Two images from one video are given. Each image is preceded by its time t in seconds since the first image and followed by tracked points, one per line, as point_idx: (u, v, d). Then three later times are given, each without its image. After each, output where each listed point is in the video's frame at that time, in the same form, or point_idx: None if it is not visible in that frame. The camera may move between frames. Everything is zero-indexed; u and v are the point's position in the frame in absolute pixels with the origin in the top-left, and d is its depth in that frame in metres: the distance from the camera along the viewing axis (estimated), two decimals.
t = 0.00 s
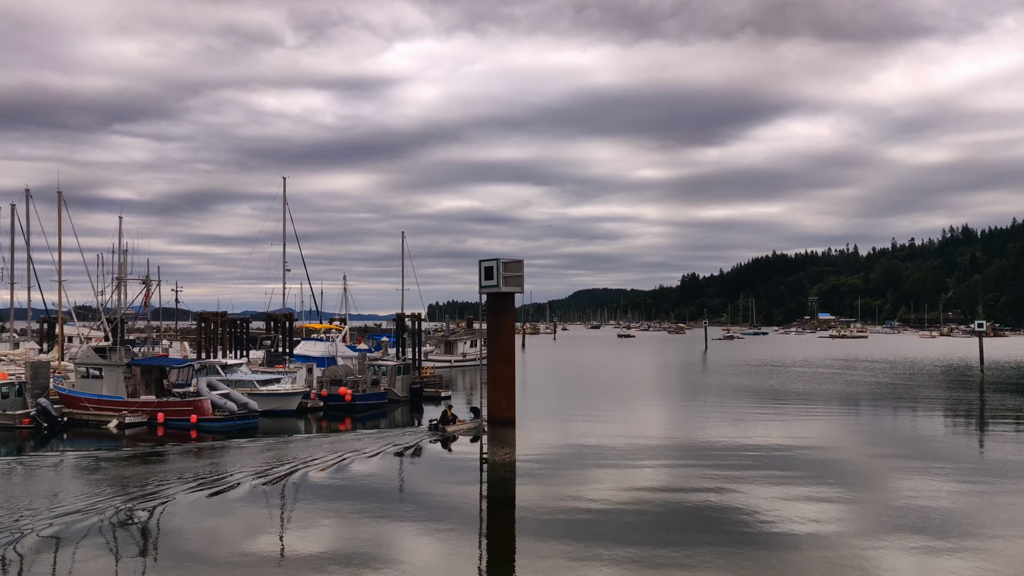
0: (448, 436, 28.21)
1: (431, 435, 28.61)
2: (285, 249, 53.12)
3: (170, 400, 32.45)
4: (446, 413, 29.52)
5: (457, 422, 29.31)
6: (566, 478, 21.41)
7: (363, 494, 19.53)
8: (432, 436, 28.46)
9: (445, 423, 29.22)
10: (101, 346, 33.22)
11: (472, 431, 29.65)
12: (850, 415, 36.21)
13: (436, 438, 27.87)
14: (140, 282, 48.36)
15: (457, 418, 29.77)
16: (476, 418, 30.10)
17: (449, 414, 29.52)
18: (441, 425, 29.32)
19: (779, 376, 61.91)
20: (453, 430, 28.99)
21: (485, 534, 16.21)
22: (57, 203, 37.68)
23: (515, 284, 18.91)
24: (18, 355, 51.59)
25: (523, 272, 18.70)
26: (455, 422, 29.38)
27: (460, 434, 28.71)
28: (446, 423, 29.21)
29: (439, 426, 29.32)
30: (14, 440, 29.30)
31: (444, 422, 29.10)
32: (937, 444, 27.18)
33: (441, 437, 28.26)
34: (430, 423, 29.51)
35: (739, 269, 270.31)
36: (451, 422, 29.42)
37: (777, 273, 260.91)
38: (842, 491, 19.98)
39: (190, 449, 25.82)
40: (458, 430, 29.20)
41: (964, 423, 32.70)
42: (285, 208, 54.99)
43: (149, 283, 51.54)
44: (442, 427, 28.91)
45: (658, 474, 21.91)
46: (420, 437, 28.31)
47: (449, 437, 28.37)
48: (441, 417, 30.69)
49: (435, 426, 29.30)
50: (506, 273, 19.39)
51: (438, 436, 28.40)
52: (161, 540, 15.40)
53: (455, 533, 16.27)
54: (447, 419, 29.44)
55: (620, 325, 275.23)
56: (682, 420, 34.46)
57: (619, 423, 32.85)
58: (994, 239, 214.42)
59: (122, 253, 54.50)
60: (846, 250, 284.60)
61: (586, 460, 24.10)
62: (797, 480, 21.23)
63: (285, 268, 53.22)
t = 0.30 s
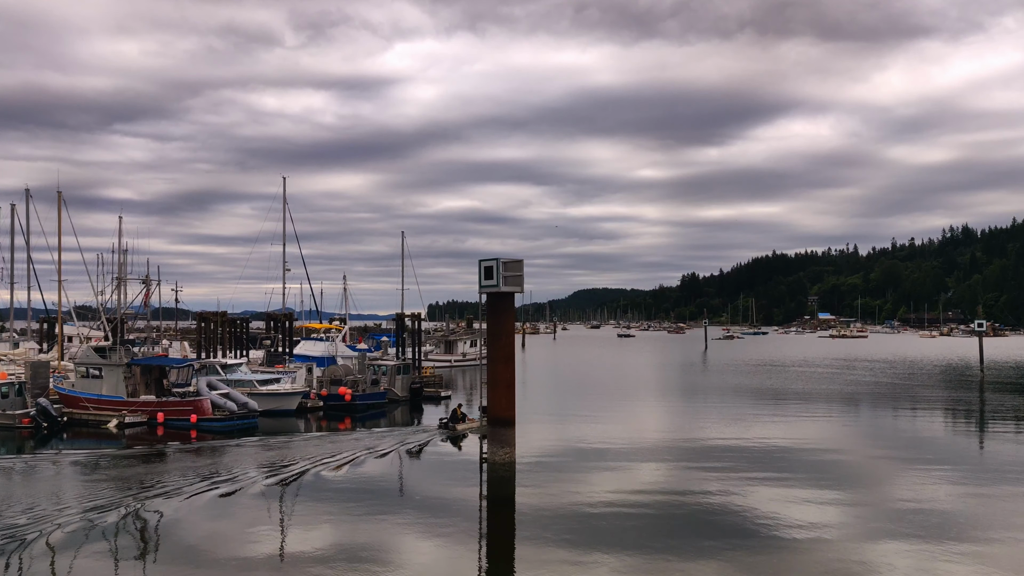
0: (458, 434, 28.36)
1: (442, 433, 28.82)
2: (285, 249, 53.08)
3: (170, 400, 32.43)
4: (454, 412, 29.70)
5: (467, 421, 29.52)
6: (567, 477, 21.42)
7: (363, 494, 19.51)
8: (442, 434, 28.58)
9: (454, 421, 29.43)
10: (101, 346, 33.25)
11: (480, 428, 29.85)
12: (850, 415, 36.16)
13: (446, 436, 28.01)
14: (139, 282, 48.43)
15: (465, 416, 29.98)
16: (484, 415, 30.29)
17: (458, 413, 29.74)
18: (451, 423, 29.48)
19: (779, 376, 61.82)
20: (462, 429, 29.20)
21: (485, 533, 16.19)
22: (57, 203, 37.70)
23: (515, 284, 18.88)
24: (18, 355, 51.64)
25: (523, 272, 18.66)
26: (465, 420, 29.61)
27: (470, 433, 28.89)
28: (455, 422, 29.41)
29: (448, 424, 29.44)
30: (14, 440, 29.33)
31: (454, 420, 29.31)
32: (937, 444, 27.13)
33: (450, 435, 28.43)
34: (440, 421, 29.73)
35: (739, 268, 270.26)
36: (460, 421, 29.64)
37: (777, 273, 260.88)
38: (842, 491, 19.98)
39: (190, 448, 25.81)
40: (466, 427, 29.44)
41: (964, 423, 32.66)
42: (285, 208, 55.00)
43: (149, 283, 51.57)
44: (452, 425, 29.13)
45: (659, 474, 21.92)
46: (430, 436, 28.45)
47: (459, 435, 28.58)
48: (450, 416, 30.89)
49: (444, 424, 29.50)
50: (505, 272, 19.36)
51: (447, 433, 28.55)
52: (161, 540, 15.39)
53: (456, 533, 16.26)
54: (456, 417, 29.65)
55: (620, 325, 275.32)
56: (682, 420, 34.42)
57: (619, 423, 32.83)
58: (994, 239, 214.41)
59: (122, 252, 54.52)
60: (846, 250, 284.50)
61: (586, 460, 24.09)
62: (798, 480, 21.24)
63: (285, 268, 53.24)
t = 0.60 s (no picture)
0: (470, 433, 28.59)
1: (453, 431, 29.06)
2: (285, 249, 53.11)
3: (170, 400, 32.40)
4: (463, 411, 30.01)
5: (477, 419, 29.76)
6: (566, 478, 21.38)
7: (363, 494, 19.47)
8: (446, 434, 28.66)
9: (465, 420, 29.68)
10: (101, 346, 33.26)
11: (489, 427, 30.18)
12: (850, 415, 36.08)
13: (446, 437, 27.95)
14: (139, 282, 48.46)
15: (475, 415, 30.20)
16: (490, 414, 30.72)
17: (469, 411, 29.98)
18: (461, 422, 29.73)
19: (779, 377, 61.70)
20: (473, 428, 29.44)
21: (485, 534, 16.15)
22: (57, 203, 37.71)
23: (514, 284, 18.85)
24: (18, 354, 51.63)
25: (522, 271, 18.61)
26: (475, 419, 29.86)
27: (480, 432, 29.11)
28: (465, 421, 29.64)
29: (459, 423, 29.69)
30: (14, 439, 29.33)
31: (465, 419, 29.56)
32: (936, 444, 27.10)
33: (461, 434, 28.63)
34: (451, 420, 29.98)
35: (739, 268, 270.35)
36: (470, 420, 29.87)
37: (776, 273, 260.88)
38: (841, 491, 19.98)
39: (189, 448, 25.77)
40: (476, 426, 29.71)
41: (964, 423, 32.58)
42: (285, 208, 55.00)
43: (149, 283, 51.58)
44: (463, 423, 29.36)
45: (659, 474, 21.87)
46: (438, 435, 28.56)
47: (469, 433, 28.83)
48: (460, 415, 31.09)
49: (455, 423, 29.75)
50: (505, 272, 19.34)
51: (457, 432, 28.79)
52: (161, 540, 15.33)
53: (456, 533, 16.23)
54: (467, 416, 29.90)
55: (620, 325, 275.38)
56: (681, 420, 34.34)
57: (618, 424, 32.76)
58: (994, 239, 214.33)
59: (122, 252, 54.52)
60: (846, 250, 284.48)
61: (586, 460, 24.06)
62: (799, 480, 21.20)
63: (285, 268, 53.22)
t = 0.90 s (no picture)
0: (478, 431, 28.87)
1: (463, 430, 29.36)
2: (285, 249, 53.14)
3: (170, 399, 32.42)
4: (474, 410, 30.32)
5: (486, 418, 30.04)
6: (566, 478, 21.34)
7: (362, 494, 19.45)
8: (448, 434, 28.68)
9: (475, 418, 29.96)
10: (101, 346, 33.28)
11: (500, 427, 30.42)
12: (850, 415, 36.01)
13: (448, 437, 27.90)
14: (139, 282, 48.49)
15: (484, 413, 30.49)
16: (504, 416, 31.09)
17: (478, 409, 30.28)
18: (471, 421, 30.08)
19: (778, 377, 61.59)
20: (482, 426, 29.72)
21: (484, 534, 16.14)
22: (57, 202, 37.76)
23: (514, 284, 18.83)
24: (18, 354, 51.62)
25: (523, 271, 18.58)
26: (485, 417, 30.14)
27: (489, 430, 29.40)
28: (475, 419, 29.93)
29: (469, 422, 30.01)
30: (15, 439, 29.34)
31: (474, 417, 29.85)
32: (936, 444, 27.05)
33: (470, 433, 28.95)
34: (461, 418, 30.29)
35: (739, 268, 270.29)
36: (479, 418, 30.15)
37: (776, 273, 260.89)
38: (840, 491, 19.98)
39: (188, 448, 25.74)
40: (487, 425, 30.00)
41: (964, 423, 32.50)
42: (284, 208, 55.01)
43: (149, 282, 51.60)
44: (472, 422, 29.63)
45: (658, 474, 21.84)
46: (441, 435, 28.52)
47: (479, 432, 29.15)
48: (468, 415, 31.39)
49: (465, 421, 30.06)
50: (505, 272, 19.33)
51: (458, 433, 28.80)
52: (161, 541, 15.33)
53: (455, 534, 16.22)
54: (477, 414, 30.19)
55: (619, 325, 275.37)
56: (681, 420, 34.26)
57: (618, 424, 32.68)
58: (994, 239, 214.34)
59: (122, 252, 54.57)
60: (846, 250, 284.48)
61: (586, 460, 24.03)
62: (798, 480, 21.19)
63: (285, 268, 53.22)
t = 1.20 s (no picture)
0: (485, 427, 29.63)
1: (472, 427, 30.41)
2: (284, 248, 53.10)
3: (170, 399, 32.40)
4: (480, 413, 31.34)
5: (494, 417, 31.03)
6: (565, 478, 21.32)
7: (362, 494, 19.44)
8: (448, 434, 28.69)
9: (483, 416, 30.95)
10: (100, 346, 33.28)
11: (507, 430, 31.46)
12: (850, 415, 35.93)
13: (448, 437, 27.91)
14: (139, 282, 48.49)
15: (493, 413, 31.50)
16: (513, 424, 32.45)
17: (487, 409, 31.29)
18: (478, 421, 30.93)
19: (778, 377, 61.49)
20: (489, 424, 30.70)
21: (484, 534, 16.14)
22: (57, 202, 37.76)
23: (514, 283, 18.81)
24: (18, 354, 51.58)
25: (522, 271, 18.54)
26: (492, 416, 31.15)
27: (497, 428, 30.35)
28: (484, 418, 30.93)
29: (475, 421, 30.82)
30: (14, 439, 29.33)
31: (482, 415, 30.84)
32: (936, 444, 27.01)
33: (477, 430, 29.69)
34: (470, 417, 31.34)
35: (738, 268, 270.27)
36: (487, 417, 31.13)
37: (776, 273, 260.90)
38: (839, 491, 20.01)
39: (188, 448, 25.71)
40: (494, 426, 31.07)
41: (964, 423, 32.43)
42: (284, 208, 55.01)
43: (148, 282, 51.58)
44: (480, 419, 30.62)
45: (658, 474, 21.82)
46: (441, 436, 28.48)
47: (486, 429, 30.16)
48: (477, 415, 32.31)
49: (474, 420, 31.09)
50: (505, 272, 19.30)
51: (459, 433, 28.82)
52: (161, 540, 15.31)
53: (455, 534, 16.20)
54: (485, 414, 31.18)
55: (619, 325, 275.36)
56: (680, 420, 34.20)
57: (617, 424, 32.62)
58: (994, 239, 214.35)
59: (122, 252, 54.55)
60: (845, 250, 284.37)
61: (585, 460, 24.03)
62: (798, 480, 21.18)
63: (285, 268, 53.22)
